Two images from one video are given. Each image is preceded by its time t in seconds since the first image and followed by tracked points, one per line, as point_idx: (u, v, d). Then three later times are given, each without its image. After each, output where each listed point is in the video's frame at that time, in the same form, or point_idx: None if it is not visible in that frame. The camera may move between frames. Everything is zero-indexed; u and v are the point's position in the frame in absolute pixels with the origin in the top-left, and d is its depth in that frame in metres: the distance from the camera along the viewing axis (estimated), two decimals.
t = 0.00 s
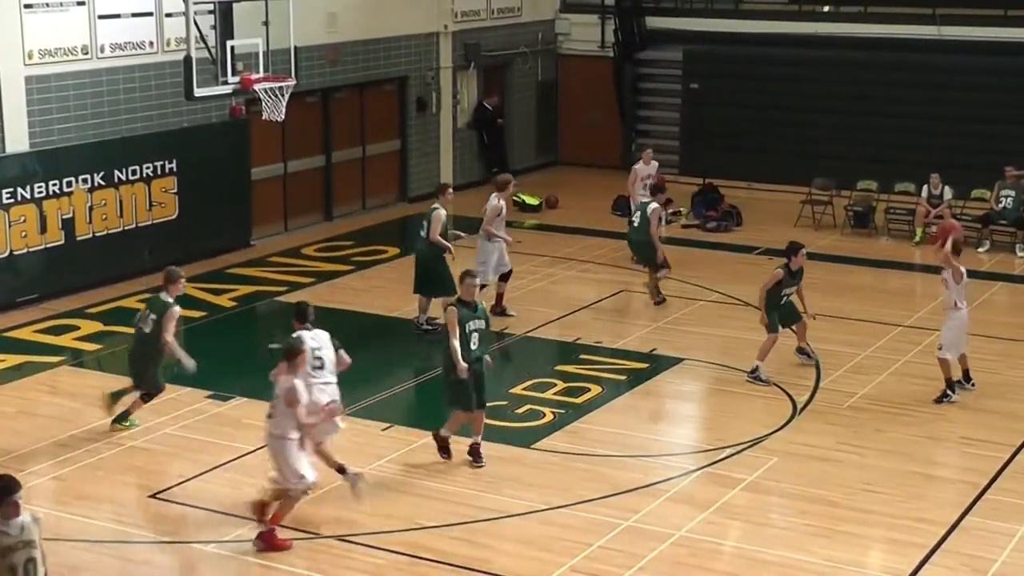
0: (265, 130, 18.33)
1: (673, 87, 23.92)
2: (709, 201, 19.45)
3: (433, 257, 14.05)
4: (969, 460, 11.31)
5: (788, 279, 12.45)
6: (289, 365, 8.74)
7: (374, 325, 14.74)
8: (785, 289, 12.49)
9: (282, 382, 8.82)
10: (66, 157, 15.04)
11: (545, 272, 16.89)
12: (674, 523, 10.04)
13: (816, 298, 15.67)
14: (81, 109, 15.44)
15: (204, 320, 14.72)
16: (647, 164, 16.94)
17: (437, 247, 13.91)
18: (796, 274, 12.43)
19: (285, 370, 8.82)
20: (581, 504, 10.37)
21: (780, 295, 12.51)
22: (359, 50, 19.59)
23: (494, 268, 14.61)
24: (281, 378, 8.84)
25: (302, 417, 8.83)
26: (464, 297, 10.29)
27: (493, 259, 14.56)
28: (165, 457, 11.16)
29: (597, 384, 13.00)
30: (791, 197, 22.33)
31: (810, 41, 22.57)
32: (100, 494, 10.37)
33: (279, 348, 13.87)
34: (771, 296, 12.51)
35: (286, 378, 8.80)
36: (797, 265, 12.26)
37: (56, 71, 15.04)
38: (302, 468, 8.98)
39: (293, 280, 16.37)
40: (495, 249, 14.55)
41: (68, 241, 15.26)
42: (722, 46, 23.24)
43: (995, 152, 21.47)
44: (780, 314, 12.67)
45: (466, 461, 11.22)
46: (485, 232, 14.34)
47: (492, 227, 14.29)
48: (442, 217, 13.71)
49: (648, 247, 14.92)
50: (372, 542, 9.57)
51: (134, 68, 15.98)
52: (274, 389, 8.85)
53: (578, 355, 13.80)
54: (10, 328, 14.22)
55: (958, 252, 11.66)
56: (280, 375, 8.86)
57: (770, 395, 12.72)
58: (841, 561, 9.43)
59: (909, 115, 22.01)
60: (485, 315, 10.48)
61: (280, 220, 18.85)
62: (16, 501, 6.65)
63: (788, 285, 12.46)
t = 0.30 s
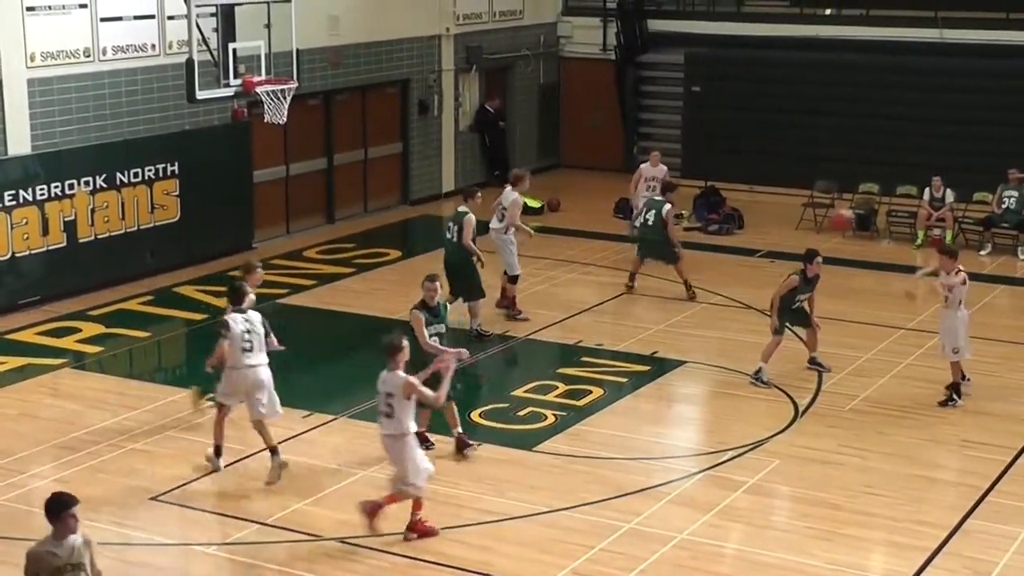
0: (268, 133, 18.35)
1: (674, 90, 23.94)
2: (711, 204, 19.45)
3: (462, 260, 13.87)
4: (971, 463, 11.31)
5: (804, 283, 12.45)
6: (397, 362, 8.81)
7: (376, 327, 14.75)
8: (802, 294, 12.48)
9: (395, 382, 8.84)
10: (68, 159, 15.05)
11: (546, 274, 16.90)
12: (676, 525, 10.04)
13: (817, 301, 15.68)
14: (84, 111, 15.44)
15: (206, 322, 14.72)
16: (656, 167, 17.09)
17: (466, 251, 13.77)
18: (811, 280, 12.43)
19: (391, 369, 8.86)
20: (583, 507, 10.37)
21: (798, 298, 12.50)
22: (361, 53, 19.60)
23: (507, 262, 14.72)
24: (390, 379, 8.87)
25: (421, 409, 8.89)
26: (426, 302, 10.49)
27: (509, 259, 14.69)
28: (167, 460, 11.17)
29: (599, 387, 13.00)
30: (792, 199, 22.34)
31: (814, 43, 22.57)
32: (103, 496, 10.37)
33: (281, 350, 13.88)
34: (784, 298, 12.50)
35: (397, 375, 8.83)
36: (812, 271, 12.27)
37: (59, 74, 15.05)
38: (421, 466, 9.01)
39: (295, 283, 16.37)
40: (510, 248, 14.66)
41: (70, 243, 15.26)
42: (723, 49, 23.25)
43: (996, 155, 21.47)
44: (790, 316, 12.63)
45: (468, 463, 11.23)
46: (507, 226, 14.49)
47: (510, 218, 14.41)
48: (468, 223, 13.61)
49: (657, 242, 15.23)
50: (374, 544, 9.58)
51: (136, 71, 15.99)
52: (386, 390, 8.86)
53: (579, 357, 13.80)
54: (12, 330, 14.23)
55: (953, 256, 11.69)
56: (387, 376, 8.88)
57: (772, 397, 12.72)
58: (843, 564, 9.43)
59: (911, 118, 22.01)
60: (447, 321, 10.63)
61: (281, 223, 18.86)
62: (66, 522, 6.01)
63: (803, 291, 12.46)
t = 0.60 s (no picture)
0: (275, 134, 18.62)
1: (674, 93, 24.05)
2: (710, 204, 19.64)
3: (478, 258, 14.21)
4: (965, 459, 11.54)
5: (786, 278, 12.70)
6: (488, 343, 9.25)
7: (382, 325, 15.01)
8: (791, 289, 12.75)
9: (487, 362, 9.27)
10: (79, 161, 15.33)
11: (548, 273, 17.16)
12: (675, 519, 10.29)
13: (815, 300, 15.92)
14: (95, 113, 15.71)
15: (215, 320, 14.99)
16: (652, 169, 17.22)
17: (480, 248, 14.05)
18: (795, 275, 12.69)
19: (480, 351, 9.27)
20: (584, 501, 10.62)
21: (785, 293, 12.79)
22: (367, 56, 19.86)
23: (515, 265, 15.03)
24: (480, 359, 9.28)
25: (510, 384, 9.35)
26: (399, 287, 11.47)
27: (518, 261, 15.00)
28: (178, 454, 11.43)
29: (600, 384, 13.25)
30: (791, 200, 22.57)
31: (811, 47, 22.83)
32: (115, 490, 10.64)
33: (288, 347, 14.15)
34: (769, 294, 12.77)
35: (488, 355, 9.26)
36: (792, 264, 12.55)
37: (71, 76, 15.32)
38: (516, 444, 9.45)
39: (302, 281, 16.64)
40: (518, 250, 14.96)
41: (82, 242, 15.54)
42: (722, 53, 23.49)
43: (992, 157, 21.68)
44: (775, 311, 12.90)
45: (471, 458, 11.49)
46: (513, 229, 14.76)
47: (516, 224, 14.75)
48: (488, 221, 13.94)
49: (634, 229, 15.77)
50: (380, 538, 9.83)
51: (146, 73, 16.26)
52: (478, 370, 9.28)
53: (581, 355, 14.05)
54: (25, 327, 14.50)
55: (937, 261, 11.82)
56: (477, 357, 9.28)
57: (770, 394, 12.95)
58: (839, 557, 9.66)
59: (909, 120, 22.23)
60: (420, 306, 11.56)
61: (288, 222, 19.13)
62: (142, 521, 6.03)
63: (784, 286, 12.71)
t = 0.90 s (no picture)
0: (298, 141, 19.25)
1: (681, 102, 24.75)
2: (713, 208, 20.22)
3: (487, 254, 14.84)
4: (958, 453, 12.05)
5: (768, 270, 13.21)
6: (561, 321, 10.25)
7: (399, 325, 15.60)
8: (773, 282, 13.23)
9: (564, 339, 10.27)
10: (111, 167, 15.99)
11: (559, 275, 17.75)
12: (681, 511, 10.83)
13: (818, 301, 16.46)
14: (127, 121, 16.37)
15: (241, 319, 15.61)
16: (660, 178, 17.77)
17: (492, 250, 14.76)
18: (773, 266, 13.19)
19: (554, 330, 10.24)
20: (593, 493, 11.18)
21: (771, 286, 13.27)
22: (385, 67, 20.47)
23: (519, 251, 16.10)
24: (556, 338, 10.26)
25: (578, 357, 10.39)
26: (388, 276, 12.54)
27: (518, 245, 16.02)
28: (207, 447, 12.05)
29: (609, 381, 13.81)
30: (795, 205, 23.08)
31: (809, 59, 23.33)
32: (147, 481, 11.26)
33: (311, 346, 14.77)
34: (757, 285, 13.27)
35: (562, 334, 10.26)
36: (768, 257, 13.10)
37: (103, 86, 15.98)
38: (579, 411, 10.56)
39: (323, 282, 17.27)
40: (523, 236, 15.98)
41: (114, 245, 16.20)
42: (728, 63, 24.00)
43: (991, 163, 22.17)
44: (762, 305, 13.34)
45: (485, 451, 12.08)
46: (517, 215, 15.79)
47: (520, 210, 15.85)
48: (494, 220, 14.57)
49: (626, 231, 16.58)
50: (399, 527, 10.42)
51: (175, 83, 16.92)
52: (558, 348, 10.25)
53: (591, 353, 14.62)
54: (59, 325, 15.15)
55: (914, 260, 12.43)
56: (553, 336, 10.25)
57: (772, 391, 13.49)
58: (836, 546, 10.17)
59: (912, 126, 22.70)
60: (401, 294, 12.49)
61: (310, 225, 19.75)
62: (234, 528, 6.69)
63: (767, 275, 13.21)
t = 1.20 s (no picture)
0: (308, 143, 19.41)
1: (686, 105, 24.86)
2: (719, 210, 20.39)
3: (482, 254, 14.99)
4: (960, 454, 12.16)
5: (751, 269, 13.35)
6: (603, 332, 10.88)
7: (407, 325, 15.74)
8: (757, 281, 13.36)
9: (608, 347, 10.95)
10: (122, 169, 16.16)
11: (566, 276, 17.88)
12: (686, 509, 10.96)
13: (822, 302, 16.58)
14: (138, 124, 16.54)
15: (251, 319, 15.77)
16: (683, 184, 17.65)
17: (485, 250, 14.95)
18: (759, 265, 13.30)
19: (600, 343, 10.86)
20: (599, 492, 11.30)
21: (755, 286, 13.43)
22: (394, 70, 20.62)
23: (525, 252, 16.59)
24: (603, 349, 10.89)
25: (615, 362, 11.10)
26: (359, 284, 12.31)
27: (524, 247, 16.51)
28: (217, 446, 12.20)
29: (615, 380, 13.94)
30: (799, 207, 23.20)
31: (813, 62, 23.47)
32: (157, 479, 11.40)
33: (320, 346, 14.93)
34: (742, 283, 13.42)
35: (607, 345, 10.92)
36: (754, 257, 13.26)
37: (115, 89, 16.15)
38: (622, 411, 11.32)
39: (332, 282, 17.42)
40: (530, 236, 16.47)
41: (126, 245, 16.37)
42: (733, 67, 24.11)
43: (995, 165, 22.27)
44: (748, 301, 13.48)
45: (492, 450, 12.21)
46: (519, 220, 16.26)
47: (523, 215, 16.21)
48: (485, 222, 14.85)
49: (601, 229, 16.88)
50: (406, 525, 10.56)
51: (186, 85, 17.10)
52: (607, 357, 10.91)
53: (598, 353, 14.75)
54: (71, 325, 15.31)
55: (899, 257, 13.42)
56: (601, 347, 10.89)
57: (776, 392, 13.61)
58: (839, 545, 10.28)
59: (917, 129, 22.79)
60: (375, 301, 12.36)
61: (319, 226, 19.90)
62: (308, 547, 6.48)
63: (750, 272, 13.34)
